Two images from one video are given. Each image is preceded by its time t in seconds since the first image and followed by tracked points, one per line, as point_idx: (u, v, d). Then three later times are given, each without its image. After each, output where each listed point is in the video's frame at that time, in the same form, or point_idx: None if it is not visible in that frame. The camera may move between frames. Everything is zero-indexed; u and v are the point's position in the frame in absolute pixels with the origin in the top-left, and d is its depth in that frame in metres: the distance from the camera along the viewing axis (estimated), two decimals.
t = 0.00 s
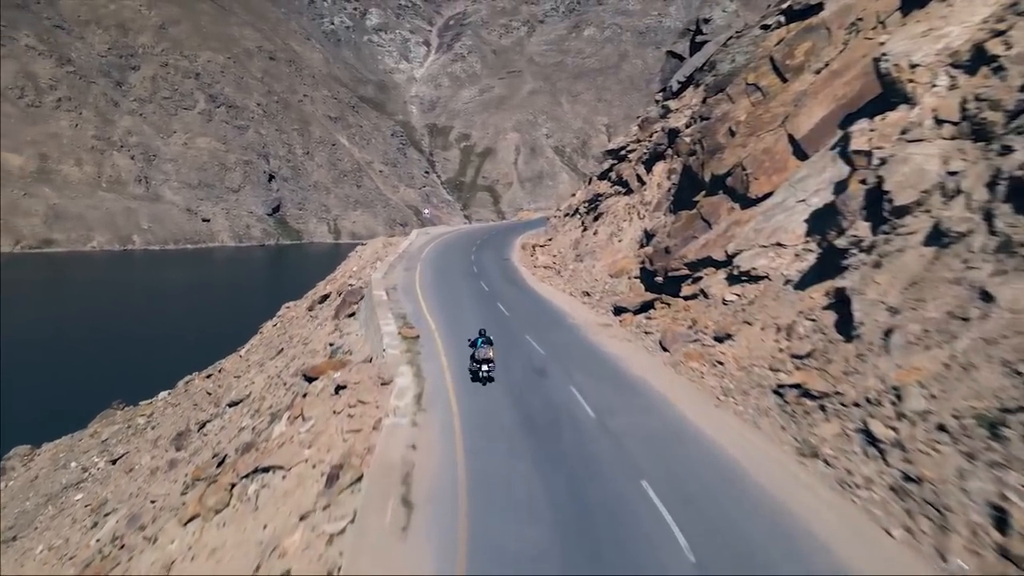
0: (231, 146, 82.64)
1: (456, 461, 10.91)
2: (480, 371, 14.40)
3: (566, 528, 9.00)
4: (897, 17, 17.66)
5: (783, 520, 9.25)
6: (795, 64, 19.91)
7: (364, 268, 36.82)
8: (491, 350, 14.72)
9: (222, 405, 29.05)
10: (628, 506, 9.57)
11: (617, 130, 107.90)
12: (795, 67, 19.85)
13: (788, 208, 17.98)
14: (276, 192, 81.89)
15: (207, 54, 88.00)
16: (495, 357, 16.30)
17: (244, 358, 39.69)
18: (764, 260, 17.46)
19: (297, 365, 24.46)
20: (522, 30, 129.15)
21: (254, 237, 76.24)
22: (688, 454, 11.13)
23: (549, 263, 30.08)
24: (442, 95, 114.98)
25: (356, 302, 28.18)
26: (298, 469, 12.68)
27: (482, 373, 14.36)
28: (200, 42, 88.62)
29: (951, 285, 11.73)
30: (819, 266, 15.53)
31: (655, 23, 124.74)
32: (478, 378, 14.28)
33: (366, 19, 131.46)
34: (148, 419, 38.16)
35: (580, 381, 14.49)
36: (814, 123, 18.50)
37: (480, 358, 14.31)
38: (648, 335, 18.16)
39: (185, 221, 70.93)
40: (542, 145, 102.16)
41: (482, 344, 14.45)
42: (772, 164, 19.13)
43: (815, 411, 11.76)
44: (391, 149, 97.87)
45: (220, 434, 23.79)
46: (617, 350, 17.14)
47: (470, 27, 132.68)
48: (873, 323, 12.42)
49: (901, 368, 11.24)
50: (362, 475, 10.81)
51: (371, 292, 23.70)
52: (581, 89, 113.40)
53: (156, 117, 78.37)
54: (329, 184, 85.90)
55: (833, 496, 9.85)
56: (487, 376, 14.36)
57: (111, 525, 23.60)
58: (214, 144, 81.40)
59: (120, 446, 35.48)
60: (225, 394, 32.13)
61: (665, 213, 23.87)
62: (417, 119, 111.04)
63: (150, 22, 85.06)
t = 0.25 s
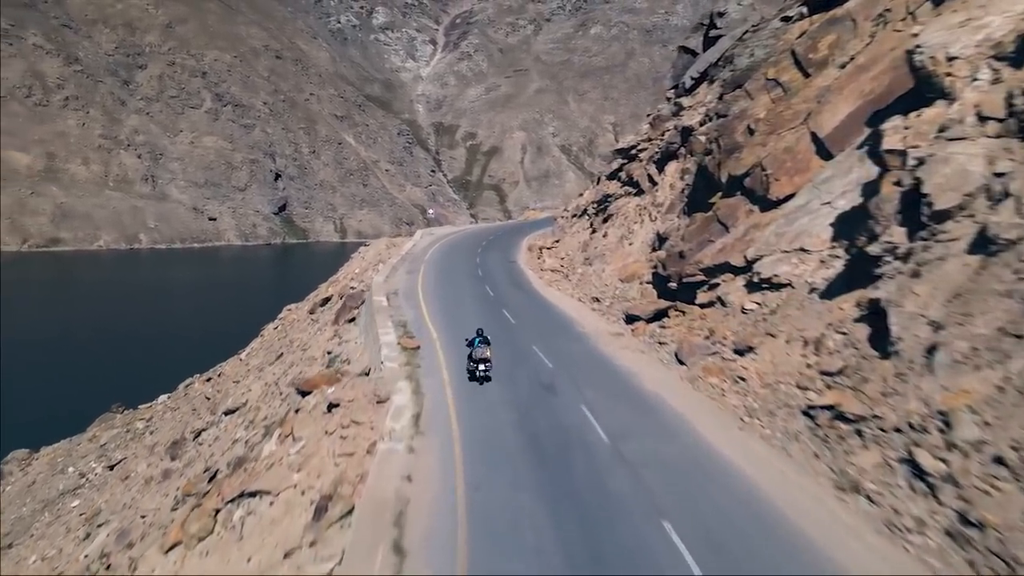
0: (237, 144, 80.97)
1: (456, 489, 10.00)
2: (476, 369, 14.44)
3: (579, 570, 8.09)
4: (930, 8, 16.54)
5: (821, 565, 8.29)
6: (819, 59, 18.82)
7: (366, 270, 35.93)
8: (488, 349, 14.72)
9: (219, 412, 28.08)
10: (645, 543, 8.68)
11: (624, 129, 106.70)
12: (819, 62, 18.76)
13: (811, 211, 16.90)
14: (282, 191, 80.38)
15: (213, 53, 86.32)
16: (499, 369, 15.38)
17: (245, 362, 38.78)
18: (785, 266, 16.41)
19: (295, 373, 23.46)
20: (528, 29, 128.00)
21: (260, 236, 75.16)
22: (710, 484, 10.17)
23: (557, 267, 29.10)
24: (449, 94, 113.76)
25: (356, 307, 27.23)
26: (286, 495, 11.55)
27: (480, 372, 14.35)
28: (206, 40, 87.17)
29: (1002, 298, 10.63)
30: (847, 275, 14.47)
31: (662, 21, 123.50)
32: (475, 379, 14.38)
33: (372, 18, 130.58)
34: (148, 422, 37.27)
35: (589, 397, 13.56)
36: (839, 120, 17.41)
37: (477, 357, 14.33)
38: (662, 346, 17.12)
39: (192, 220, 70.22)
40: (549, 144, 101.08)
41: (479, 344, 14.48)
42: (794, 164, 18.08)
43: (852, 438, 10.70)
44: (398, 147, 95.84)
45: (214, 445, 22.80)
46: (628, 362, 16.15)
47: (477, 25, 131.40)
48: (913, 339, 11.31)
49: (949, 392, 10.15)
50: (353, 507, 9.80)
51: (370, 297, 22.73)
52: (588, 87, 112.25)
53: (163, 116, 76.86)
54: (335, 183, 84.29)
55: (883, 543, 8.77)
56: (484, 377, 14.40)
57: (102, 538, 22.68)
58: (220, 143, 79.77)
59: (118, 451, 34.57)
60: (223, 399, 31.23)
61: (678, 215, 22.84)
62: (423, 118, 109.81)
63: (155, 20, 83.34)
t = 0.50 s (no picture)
0: (244, 143, 78.95)
1: (456, 524, 9.07)
2: (474, 370, 14.36)
3: None
4: None
5: None
6: (846, 52, 17.68)
7: (369, 272, 35.07)
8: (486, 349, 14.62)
9: (215, 420, 27.12)
10: None
11: (631, 127, 105.42)
12: (846, 55, 17.62)
13: (839, 214, 15.81)
14: (289, 190, 78.50)
15: (220, 52, 84.65)
16: (503, 383, 14.46)
17: (245, 366, 37.86)
18: (811, 274, 15.30)
19: (291, 383, 22.42)
20: (535, 28, 126.92)
21: (267, 236, 72.93)
22: (737, 517, 9.19)
23: (564, 270, 28.11)
24: (456, 92, 112.60)
25: (357, 312, 26.30)
26: (271, 526, 10.17)
27: (478, 371, 14.29)
28: (214, 40, 85.61)
29: None
30: (880, 284, 13.39)
31: (669, 19, 122.24)
32: (472, 376, 14.47)
33: (378, 17, 129.80)
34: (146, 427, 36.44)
35: (600, 414, 12.61)
36: (869, 117, 16.27)
37: (476, 357, 14.19)
38: (679, 358, 16.02)
39: (198, 219, 69.07)
40: (555, 143, 100.00)
41: (475, 341, 14.58)
42: (818, 164, 16.99)
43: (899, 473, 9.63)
44: (404, 147, 94.20)
45: (207, 457, 21.76)
46: (642, 374, 15.11)
47: (483, 23, 130.27)
48: (963, 358, 10.16)
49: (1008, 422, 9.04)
50: (341, 547, 8.69)
51: (371, 303, 21.65)
52: (594, 86, 111.08)
53: (169, 114, 76.22)
54: (342, 182, 82.42)
55: None
56: (481, 375, 14.49)
57: (90, 552, 21.77)
58: (225, 142, 77.62)
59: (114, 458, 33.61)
60: (221, 405, 30.26)
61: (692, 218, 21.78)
62: (430, 117, 108.74)
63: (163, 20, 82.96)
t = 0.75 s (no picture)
0: (251, 143, 78.20)
1: (454, 571, 8.04)
2: (473, 368, 14.63)
3: None
4: None
5: None
6: (877, 44, 16.50)
7: (373, 274, 34.19)
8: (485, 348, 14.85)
9: (211, 430, 26.07)
10: None
11: (638, 127, 104.24)
12: (877, 48, 16.44)
13: (871, 218, 14.64)
14: (296, 189, 77.81)
15: (228, 51, 83.61)
16: (508, 396, 13.68)
17: (245, 370, 36.90)
18: (841, 282, 14.17)
19: (288, 393, 21.35)
20: (542, 27, 125.85)
21: (274, 235, 72.40)
22: (766, 560, 8.24)
23: (572, 274, 27.13)
24: (463, 92, 111.50)
25: (358, 318, 25.30)
26: (252, 566, 8.96)
27: (476, 371, 14.56)
28: (222, 40, 84.78)
29: None
30: (920, 295, 12.26)
31: (677, 19, 121.05)
32: (470, 377, 14.60)
33: (385, 16, 128.68)
34: (144, 433, 35.47)
35: (610, 432, 11.83)
36: (903, 113, 15.11)
37: (473, 356, 14.51)
38: (697, 372, 14.93)
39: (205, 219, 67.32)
40: (562, 142, 98.91)
41: (474, 340, 14.81)
42: (846, 164, 15.84)
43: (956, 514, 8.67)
44: (411, 146, 92.57)
45: (199, 471, 20.70)
46: (656, 389, 14.15)
47: (490, 23, 129.14)
48: None
49: None
50: None
51: (371, 309, 20.63)
52: (602, 85, 109.94)
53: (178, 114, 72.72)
54: (349, 181, 81.63)
55: None
56: (480, 375, 14.60)
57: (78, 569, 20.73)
58: (233, 142, 76.98)
59: (112, 463, 32.84)
60: (219, 413, 29.29)
61: (708, 221, 20.69)
62: (437, 116, 107.62)
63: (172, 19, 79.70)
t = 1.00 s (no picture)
0: (259, 145, 75.53)
1: None
2: (474, 367, 14.65)
3: None
4: None
5: None
6: (914, 35, 15.30)
7: (377, 279, 33.24)
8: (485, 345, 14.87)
9: (207, 440, 25.11)
10: None
11: (647, 128, 102.84)
12: (913, 39, 15.25)
13: (910, 222, 13.50)
14: (304, 191, 74.71)
15: (235, 53, 81.28)
16: (514, 408, 13.05)
17: (245, 375, 35.88)
18: (878, 292, 13.02)
19: (285, 405, 20.31)
20: (551, 28, 124.78)
21: (281, 237, 69.51)
22: None
23: (583, 279, 26.09)
24: (471, 93, 110.51)
25: (359, 325, 24.33)
26: None
27: (477, 369, 14.60)
28: (229, 41, 82.37)
29: None
30: (970, 308, 11.13)
31: (686, 19, 119.68)
32: (471, 376, 14.72)
33: (394, 18, 127.72)
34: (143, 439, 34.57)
35: (623, 448, 11.15)
36: (944, 108, 13.93)
37: (475, 355, 14.51)
38: (719, 389, 13.85)
39: (214, 220, 66.21)
40: (570, 144, 97.66)
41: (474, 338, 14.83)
42: (881, 164, 14.67)
43: None
44: (419, 147, 90.55)
45: (192, 487, 19.64)
46: (678, 408, 13.13)
47: (499, 24, 128.12)
48: None
49: None
50: None
51: (371, 318, 19.61)
52: (610, 86, 108.66)
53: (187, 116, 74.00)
54: (357, 183, 78.52)
55: None
56: (480, 374, 14.72)
57: None
58: (241, 144, 74.53)
59: (111, 471, 30.04)
60: (217, 420, 28.30)
61: (728, 225, 19.56)
62: (445, 118, 106.59)
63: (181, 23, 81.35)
